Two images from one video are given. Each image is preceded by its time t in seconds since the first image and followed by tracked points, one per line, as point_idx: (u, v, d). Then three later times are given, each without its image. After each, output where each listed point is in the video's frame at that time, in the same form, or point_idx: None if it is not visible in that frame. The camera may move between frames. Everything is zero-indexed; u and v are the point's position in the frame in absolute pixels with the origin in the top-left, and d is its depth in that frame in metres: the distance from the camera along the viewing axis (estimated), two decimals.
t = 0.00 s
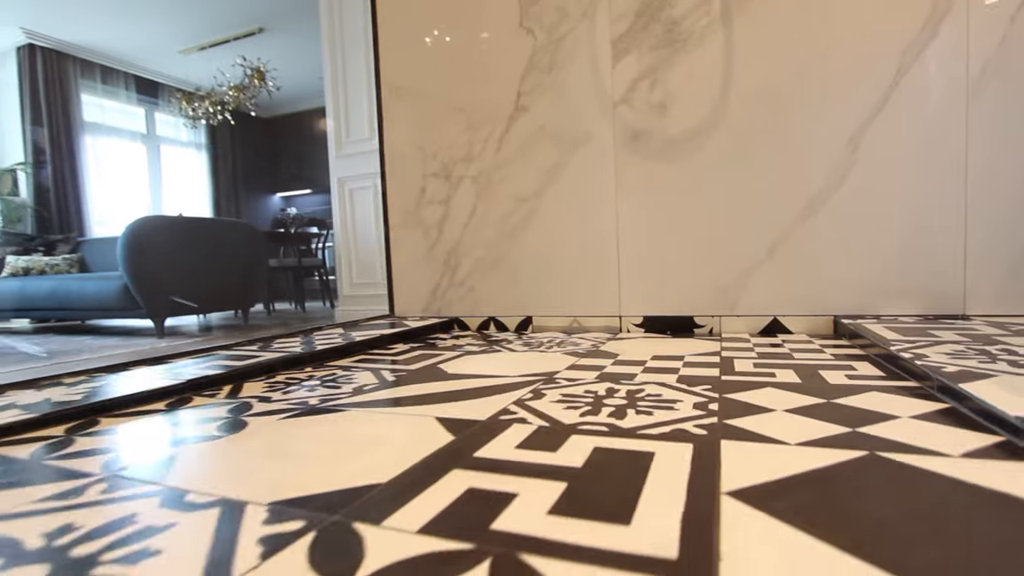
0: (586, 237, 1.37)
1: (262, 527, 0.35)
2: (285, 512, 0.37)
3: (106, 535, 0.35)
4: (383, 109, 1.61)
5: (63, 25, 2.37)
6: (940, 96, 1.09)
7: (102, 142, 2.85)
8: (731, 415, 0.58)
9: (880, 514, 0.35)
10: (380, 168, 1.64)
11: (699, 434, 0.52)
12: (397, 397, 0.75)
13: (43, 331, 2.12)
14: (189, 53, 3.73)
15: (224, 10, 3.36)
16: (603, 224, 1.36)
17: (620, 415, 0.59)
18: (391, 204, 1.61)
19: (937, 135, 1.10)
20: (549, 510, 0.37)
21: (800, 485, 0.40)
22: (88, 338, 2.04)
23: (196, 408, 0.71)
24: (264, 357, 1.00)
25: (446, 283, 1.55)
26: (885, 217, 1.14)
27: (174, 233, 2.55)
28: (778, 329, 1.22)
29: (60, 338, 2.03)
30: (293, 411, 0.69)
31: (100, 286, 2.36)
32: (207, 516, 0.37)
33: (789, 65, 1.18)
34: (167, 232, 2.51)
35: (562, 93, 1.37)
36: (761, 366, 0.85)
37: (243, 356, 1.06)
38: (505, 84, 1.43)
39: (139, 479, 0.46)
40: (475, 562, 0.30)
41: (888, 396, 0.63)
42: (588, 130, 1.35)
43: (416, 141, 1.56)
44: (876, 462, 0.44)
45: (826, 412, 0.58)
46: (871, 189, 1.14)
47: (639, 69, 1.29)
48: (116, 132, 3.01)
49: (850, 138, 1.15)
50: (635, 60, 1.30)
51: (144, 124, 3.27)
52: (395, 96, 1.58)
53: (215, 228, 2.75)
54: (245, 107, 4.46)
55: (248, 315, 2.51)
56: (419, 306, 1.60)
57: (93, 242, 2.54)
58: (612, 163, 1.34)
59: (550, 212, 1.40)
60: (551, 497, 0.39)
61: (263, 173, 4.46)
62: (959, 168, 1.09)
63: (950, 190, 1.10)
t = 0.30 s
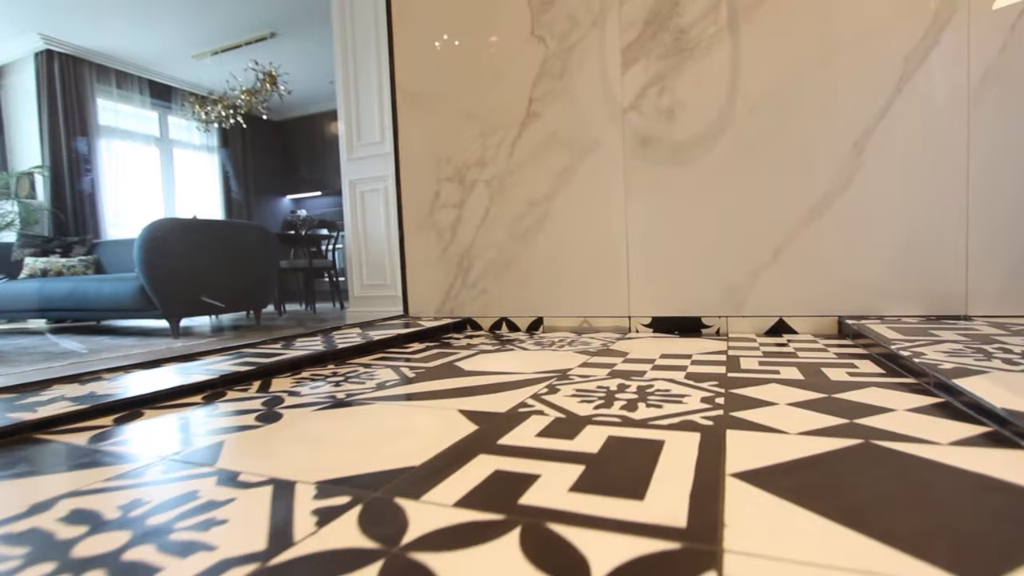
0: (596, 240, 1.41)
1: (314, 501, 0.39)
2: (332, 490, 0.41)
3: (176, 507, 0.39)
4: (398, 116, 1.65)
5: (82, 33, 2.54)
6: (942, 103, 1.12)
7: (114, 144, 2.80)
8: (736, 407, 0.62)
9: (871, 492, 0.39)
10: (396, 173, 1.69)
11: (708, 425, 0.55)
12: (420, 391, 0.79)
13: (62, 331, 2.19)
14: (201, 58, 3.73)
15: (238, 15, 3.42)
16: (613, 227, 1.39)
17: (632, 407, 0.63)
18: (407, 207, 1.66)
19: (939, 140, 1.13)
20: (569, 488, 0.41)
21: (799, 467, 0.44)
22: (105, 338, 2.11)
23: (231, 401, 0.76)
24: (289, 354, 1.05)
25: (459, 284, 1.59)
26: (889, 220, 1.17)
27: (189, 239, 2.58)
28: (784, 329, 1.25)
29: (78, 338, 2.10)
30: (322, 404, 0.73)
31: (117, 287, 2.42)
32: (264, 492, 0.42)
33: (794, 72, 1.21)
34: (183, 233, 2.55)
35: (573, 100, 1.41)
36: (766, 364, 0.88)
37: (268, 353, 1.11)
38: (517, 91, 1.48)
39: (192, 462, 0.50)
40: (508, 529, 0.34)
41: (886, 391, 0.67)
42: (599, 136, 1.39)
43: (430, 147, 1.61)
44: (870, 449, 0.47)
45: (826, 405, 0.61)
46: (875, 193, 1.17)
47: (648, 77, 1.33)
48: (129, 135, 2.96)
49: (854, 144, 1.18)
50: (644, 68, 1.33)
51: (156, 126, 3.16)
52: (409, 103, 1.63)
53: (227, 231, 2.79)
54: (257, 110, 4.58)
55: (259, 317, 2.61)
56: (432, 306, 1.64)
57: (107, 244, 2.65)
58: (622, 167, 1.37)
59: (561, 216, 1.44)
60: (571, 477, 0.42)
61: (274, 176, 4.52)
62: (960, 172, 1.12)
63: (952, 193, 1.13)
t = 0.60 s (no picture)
0: (605, 242, 1.45)
1: (356, 481, 0.44)
2: (372, 471, 0.46)
3: (232, 486, 0.43)
4: (412, 121, 1.70)
5: (93, 37, 2.61)
6: (944, 109, 1.15)
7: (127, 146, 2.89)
8: (741, 402, 0.66)
9: (863, 474, 0.43)
10: (410, 177, 1.74)
11: (714, 417, 0.59)
12: (440, 387, 0.84)
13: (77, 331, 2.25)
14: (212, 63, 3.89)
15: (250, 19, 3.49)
16: (623, 229, 1.43)
17: (642, 401, 0.67)
18: (420, 210, 1.70)
19: (941, 146, 1.16)
20: (586, 471, 0.45)
21: (799, 454, 0.47)
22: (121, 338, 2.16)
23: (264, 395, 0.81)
24: (310, 353, 1.09)
25: (472, 286, 1.64)
26: (893, 223, 1.20)
27: (199, 241, 2.69)
28: (789, 329, 1.29)
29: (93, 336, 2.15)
30: (349, 399, 0.78)
31: (132, 288, 2.46)
32: (310, 472, 0.46)
33: (799, 79, 1.24)
34: (195, 234, 2.68)
35: (583, 106, 1.45)
36: (771, 363, 0.92)
37: (289, 352, 1.15)
38: (529, 97, 1.52)
39: (237, 448, 0.55)
40: (533, 503, 0.38)
41: (884, 387, 0.71)
42: (608, 141, 1.43)
43: (443, 152, 1.65)
44: (865, 438, 0.51)
45: (827, 400, 0.65)
46: (878, 197, 1.20)
47: (656, 84, 1.37)
48: (144, 138, 3.07)
49: (858, 149, 1.21)
50: (652, 75, 1.37)
51: (169, 131, 3.33)
52: (424, 109, 1.68)
53: (238, 236, 2.89)
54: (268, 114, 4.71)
55: (270, 318, 2.63)
56: (445, 307, 1.69)
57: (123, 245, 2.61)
58: (630, 172, 1.41)
59: (571, 219, 1.48)
60: (588, 462, 0.47)
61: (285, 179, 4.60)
62: (961, 176, 1.15)
63: (954, 197, 1.16)
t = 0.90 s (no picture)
0: (614, 245, 1.49)
1: (391, 464, 0.48)
2: (405, 456, 0.50)
3: (279, 468, 0.48)
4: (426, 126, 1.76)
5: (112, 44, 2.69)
6: (947, 115, 1.18)
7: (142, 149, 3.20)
8: (747, 397, 0.69)
9: (857, 459, 0.46)
10: (423, 181, 1.79)
11: (721, 410, 0.63)
12: (458, 383, 0.88)
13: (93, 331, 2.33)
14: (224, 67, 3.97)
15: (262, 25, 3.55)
16: (632, 232, 1.46)
17: (652, 396, 0.71)
18: (434, 213, 1.75)
19: (944, 150, 1.19)
20: (602, 457, 0.48)
21: (800, 443, 0.51)
22: (138, 338, 2.22)
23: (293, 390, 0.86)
24: (331, 351, 1.14)
25: (484, 287, 1.68)
26: (897, 226, 1.23)
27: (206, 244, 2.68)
28: (795, 330, 1.32)
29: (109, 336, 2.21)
30: (373, 393, 0.82)
31: (147, 288, 2.54)
32: (349, 456, 0.50)
33: (804, 86, 1.28)
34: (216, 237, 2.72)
35: (593, 112, 1.49)
36: (776, 361, 0.96)
37: (310, 350, 1.20)
38: (540, 103, 1.56)
39: (276, 437, 0.59)
40: (555, 483, 0.42)
41: (884, 384, 0.74)
42: (618, 146, 1.47)
43: (456, 157, 1.70)
44: (860, 429, 0.55)
45: (829, 396, 0.69)
46: (882, 201, 1.23)
47: (664, 90, 1.41)
48: (157, 142, 3.41)
49: (862, 154, 1.24)
50: (661, 81, 1.41)
51: (182, 134, 3.76)
52: (438, 116, 1.73)
53: (249, 236, 2.87)
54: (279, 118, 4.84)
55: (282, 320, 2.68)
56: (458, 307, 1.73)
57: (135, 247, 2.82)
58: (639, 176, 1.45)
59: (581, 222, 1.52)
60: (604, 449, 0.50)
61: (296, 181, 4.69)
62: (964, 180, 1.18)
63: (956, 202, 1.19)
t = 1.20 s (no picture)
0: (623, 246, 1.52)
1: (419, 451, 0.52)
2: (431, 444, 0.54)
3: (316, 454, 0.52)
4: (439, 131, 1.80)
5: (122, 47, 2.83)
6: (949, 120, 1.21)
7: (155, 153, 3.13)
8: (751, 393, 0.73)
9: (852, 448, 0.50)
10: (436, 184, 1.84)
11: (726, 405, 0.67)
12: (475, 380, 0.92)
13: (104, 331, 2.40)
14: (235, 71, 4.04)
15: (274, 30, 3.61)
16: (640, 234, 1.50)
17: (661, 392, 0.75)
18: (446, 216, 1.79)
19: (946, 155, 1.22)
20: (615, 445, 0.52)
21: (800, 434, 0.55)
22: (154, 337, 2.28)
23: (316, 386, 0.90)
24: (350, 349, 1.18)
25: (495, 288, 1.72)
26: (900, 230, 1.25)
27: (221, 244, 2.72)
28: (801, 330, 1.34)
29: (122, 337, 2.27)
30: (394, 388, 0.86)
31: (163, 289, 2.60)
32: (380, 445, 0.54)
33: (809, 92, 1.31)
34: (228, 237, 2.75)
35: (602, 118, 1.53)
36: (780, 360, 0.99)
37: (329, 349, 1.24)
38: (551, 109, 1.60)
39: (308, 427, 0.63)
40: (571, 468, 0.46)
41: (884, 381, 0.77)
42: (626, 151, 1.50)
43: (469, 162, 1.74)
44: (858, 421, 0.58)
45: (830, 392, 0.72)
46: (886, 205, 1.26)
47: (672, 97, 1.44)
48: (170, 144, 3.31)
49: (865, 159, 1.27)
50: (669, 88, 1.44)
51: (194, 137, 3.56)
52: (450, 121, 1.77)
53: (263, 237, 2.96)
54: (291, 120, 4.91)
55: (294, 321, 2.72)
56: (469, 308, 1.77)
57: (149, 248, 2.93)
58: (647, 180, 1.48)
59: (590, 225, 1.56)
60: (615, 439, 0.54)
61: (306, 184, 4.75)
62: (966, 184, 1.21)
63: (958, 206, 1.21)
